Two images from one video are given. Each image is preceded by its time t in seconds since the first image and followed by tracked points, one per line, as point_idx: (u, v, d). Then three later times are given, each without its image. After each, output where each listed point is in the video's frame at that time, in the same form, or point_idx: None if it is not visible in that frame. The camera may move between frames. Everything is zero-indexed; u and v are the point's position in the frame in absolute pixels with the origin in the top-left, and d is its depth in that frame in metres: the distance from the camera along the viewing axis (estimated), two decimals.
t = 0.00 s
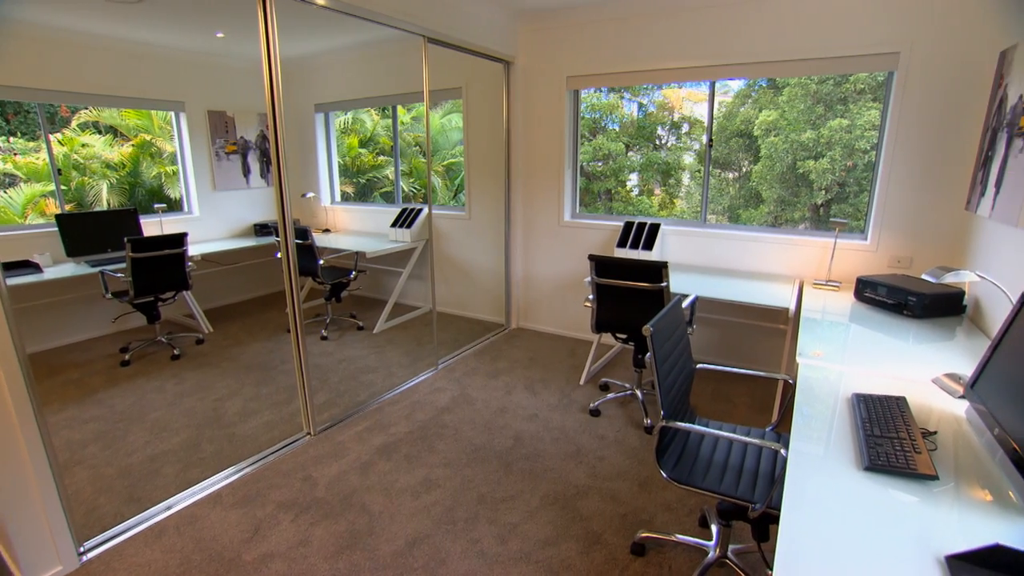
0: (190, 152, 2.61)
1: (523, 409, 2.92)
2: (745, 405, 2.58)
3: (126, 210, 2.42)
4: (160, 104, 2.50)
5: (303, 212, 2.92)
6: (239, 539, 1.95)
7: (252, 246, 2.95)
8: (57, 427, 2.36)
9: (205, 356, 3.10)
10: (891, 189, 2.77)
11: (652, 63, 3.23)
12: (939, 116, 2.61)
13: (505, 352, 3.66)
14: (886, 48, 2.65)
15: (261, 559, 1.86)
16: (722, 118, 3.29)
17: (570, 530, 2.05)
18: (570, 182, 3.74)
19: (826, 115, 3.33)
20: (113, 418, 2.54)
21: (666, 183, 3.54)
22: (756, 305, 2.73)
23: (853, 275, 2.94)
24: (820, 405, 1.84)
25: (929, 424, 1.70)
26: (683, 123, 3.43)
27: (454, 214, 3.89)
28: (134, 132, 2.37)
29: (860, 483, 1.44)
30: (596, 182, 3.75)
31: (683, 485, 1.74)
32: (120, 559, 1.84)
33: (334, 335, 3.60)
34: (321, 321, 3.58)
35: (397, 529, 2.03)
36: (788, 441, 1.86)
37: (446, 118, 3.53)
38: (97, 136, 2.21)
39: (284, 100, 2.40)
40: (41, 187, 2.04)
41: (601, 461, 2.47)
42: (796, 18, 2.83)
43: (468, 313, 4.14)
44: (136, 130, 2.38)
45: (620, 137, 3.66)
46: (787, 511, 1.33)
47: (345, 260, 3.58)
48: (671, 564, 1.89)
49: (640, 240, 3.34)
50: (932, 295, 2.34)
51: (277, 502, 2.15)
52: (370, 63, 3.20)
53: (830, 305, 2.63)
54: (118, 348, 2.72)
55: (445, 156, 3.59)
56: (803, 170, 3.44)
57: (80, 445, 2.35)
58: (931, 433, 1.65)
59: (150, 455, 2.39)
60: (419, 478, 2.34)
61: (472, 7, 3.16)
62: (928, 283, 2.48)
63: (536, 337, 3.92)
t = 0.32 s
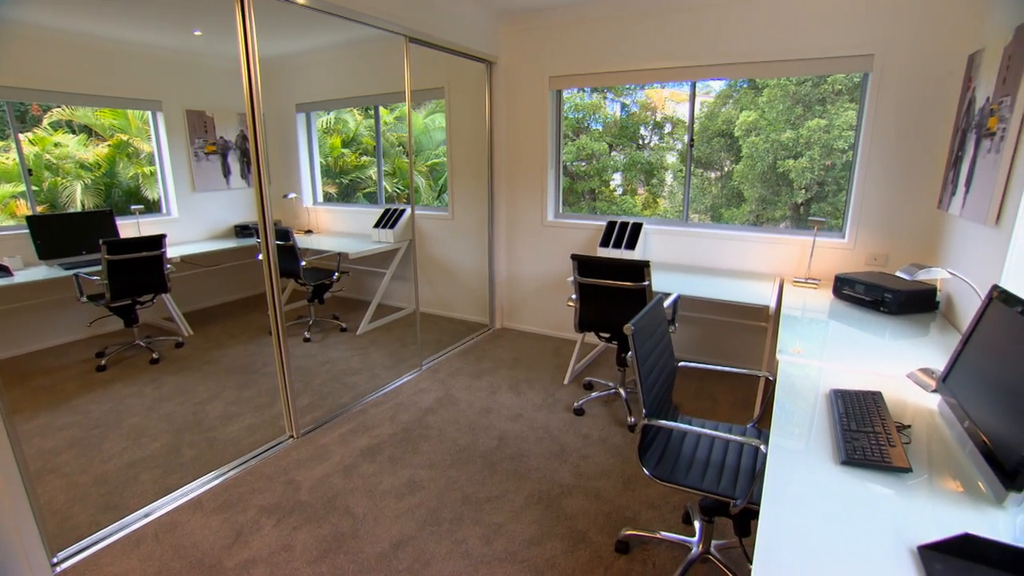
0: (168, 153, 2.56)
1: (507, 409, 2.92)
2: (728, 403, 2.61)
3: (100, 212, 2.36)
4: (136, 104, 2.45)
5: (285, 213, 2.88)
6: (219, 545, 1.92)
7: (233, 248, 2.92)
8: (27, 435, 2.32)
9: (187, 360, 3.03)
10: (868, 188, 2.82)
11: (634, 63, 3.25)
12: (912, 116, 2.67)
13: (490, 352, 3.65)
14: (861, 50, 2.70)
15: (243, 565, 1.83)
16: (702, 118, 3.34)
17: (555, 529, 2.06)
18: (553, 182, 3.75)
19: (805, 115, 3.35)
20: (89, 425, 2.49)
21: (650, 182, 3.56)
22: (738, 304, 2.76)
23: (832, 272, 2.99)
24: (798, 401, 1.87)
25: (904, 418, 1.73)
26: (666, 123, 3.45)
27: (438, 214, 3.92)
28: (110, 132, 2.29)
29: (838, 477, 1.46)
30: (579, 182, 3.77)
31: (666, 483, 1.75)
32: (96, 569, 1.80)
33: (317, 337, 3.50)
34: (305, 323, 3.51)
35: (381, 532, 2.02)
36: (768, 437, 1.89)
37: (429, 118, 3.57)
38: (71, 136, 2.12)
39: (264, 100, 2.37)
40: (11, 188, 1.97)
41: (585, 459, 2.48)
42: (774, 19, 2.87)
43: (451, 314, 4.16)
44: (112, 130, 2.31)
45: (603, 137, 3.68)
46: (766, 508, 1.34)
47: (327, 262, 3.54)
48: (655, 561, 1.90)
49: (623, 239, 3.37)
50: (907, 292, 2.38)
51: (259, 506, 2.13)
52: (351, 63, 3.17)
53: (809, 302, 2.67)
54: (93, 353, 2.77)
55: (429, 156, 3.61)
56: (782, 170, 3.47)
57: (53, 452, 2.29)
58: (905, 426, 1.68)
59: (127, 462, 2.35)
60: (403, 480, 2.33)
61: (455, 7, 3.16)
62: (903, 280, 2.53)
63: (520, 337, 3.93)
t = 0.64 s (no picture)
0: (136, 153, 2.49)
1: (485, 409, 2.91)
2: (704, 399, 2.64)
3: (62, 214, 2.24)
4: (101, 102, 2.35)
5: (259, 214, 2.82)
6: (192, 555, 1.88)
7: (206, 250, 2.87)
8: None
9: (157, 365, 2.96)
10: (837, 187, 2.88)
11: (610, 64, 3.28)
12: (878, 117, 2.74)
13: (468, 352, 3.64)
14: (828, 52, 2.77)
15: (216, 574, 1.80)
16: (676, 119, 3.37)
17: (534, 528, 2.06)
18: (529, 181, 3.76)
19: (777, 116, 3.33)
20: (54, 435, 2.41)
21: (627, 181, 3.59)
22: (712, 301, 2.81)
23: (803, 269, 3.05)
24: (770, 395, 1.90)
25: (871, 411, 1.78)
26: (642, 123, 3.47)
27: (414, 214, 3.91)
28: (74, 131, 2.21)
29: (808, 470, 1.49)
30: (557, 181, 3.78)
31: (642, 479, 1.77)
32: None
33: (293, 340, 3.45)
34: (280, 326, 3.43)
35: (359, 536, 2.00)
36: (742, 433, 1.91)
37: (406, 118, 3.57)
38: (31, 135, 2.03)
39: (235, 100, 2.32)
40: None
41: (563, 458, 2.49)
42: (744, 22, 2.92)
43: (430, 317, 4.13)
44: (76, 129, 2.22)
45: (580, 137, 3.68)
46: (738, 502, 1.35)
47: (302, 263, 3.49)
48: (633, 557, 1.92)
49: (599, 238, 3.39)
50: (875, 288, 2.44)
51: (233, 513, 2.09)
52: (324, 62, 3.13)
53: (782, 299, 2.71)
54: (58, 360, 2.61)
55: (405, 156, 3.61)
56: (756, 169, 3.45)
57: (15, 464, 2.21)
58: (871, 418, 1.73)
59: (94, 472, 2.29)
60: (381, 482, 2.31)
61: (430, 7, 3.14)
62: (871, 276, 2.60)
63: (498, 337, 3.93)
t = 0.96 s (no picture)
0: (92, 153, 2.40)
1: (457, 410, 2.91)
2: (673, 395, 2.68)
3: (11, 217, 2.07)
4: (53, 99, 2.23)
5: (225, 217, 2.75)
6: (155, 568, 1.82)
7: (169, 254, 2.78)
8: None
9: (115, 372, 2.83)
10: (799, 186, 2.96)
11: (578, 64, 3.30)
12: (836, 118, 2.83)
13: (440, 353, 3.63)
14: (789, 54, 2.84)
15: None
16: (646, 118, 3.38)
17: (506, 528, 2.06)
18: (499, 181, 3.77)
19: (743, 116, 3.32)
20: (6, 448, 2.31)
21: (598, 181, 3.61)
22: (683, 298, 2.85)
23: (768, 265, 3.12)
24: (735, 390, 1.94)
25: (831, 403, 1.83)
26: (612, 123, 3.48)
27: (383, 215, 3.88)
28: (21, 129, 2.06)
29: (771, 461, 1.52)
30: (528, 181, 3.79)
31: (611, 476, 1.78)
32: None
33: (261, 345, 3.30)
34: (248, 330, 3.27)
35: (329, 541, 1.97)
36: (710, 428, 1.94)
37: (375, 118, 3.47)
38: None
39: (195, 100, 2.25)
40: None
41: (535, 457, 2.50)
42: (710, 25, 2.97)
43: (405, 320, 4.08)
44: (24, 128, 2.08)
45: (551, 137, 3.69)
46: (704, 495, 1.38)
47: (270, 266, 3.38)
48: (606, 553, 1.94)
49: (569, 237, 3.41)
50: (836, 283, 2.52)
51: (198, 524, 2.03)
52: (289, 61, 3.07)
53: (748, 296, 2.76)
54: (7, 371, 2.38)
55: (377, 156, 3.56)
56: (723, 168, 3.42)
57: None
58: (831, 410, 1.78)
59: (49, 486, 2.20)
60: (352, 487, 2.28)
61: (398, 6, 3.12)
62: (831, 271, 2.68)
63: (470, 337, 3.93)
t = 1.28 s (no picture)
0: (41, 153, 2.29)
1: (428, 412, 2.89)
2: (642, 391, 2.72)
3: None
4: None
5: (185, 220, 2.64)
6: None
7: (127, 258, 2.64)
8: None
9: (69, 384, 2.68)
10: (761, 185, 3.04)
11: (547, 65, 3.32)
12: (795, 119, 2.91)
13: (410, 355, 3.61)
14: (750, 56, 2.91)
15: None
16: (614, 118, 3.41)
17: (478, 528, 2.06)
18: (467, 181, 3.78)
19: (709, 116, 3.32)
20: None
21: (567, 180, 3.63)
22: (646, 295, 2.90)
23: (732, 262, 3.20)
24: (701, 385, 1.98)
25: (791, 396, 1.88)
26: (581, 123, 3.50)
27: (351, 217, 3.75)
28: None
29: (734, 454, 1.55)
30: (498, 181, 3.79)
31: (580, 474, 1.79)
32: None
33: (226, 350, 3.27)
34: (212, 335, 3.25)
35: (297, 549, 1.93)
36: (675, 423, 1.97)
37: (343, 118, 3.39)
38: None
39: (149, 97, 2.17)
40: None
41: (506, 457, 2.50)
42: (675, 26, 3.02)
43: (372, 322, 4.01)
44: None
45: (520, 137, 3.69)
46: (669, 490, 1.39)
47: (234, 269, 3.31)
48: (576, 550, 1.95)
49: (536, 238, 3.42)
50: (797, 279, 2.59)
51: (160, 537, 1.97)
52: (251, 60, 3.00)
53: (715, 293, 2.81)
54: None
55: (344, 158, 3.52)
56: (690, 167, 3.42)
57: None
58: (792, 402, 1.83)
59: None
60: (321, 493, 2.24)
61: (362, 5, 3.09)
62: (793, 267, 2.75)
63: (440, 338, 3.93)
